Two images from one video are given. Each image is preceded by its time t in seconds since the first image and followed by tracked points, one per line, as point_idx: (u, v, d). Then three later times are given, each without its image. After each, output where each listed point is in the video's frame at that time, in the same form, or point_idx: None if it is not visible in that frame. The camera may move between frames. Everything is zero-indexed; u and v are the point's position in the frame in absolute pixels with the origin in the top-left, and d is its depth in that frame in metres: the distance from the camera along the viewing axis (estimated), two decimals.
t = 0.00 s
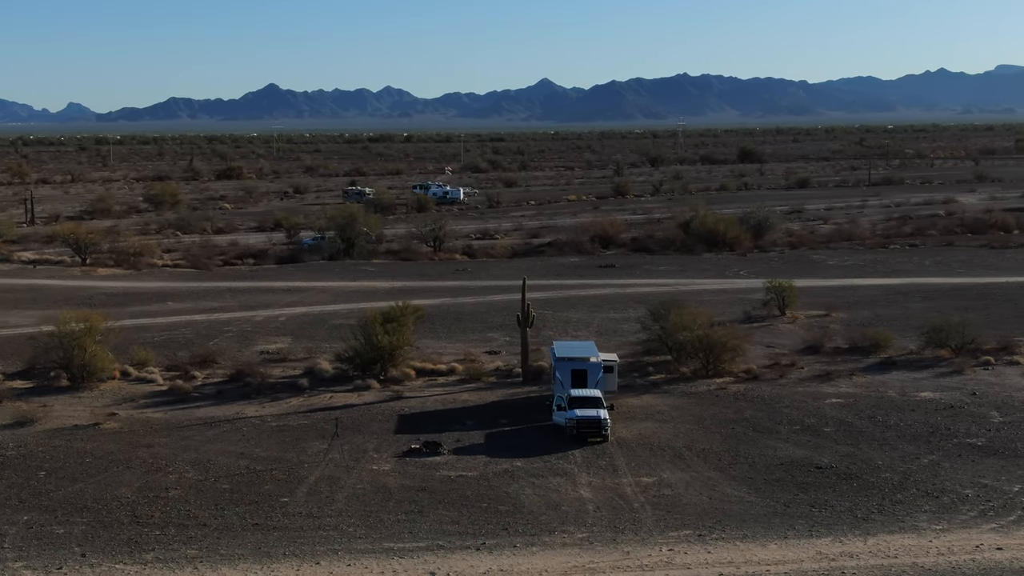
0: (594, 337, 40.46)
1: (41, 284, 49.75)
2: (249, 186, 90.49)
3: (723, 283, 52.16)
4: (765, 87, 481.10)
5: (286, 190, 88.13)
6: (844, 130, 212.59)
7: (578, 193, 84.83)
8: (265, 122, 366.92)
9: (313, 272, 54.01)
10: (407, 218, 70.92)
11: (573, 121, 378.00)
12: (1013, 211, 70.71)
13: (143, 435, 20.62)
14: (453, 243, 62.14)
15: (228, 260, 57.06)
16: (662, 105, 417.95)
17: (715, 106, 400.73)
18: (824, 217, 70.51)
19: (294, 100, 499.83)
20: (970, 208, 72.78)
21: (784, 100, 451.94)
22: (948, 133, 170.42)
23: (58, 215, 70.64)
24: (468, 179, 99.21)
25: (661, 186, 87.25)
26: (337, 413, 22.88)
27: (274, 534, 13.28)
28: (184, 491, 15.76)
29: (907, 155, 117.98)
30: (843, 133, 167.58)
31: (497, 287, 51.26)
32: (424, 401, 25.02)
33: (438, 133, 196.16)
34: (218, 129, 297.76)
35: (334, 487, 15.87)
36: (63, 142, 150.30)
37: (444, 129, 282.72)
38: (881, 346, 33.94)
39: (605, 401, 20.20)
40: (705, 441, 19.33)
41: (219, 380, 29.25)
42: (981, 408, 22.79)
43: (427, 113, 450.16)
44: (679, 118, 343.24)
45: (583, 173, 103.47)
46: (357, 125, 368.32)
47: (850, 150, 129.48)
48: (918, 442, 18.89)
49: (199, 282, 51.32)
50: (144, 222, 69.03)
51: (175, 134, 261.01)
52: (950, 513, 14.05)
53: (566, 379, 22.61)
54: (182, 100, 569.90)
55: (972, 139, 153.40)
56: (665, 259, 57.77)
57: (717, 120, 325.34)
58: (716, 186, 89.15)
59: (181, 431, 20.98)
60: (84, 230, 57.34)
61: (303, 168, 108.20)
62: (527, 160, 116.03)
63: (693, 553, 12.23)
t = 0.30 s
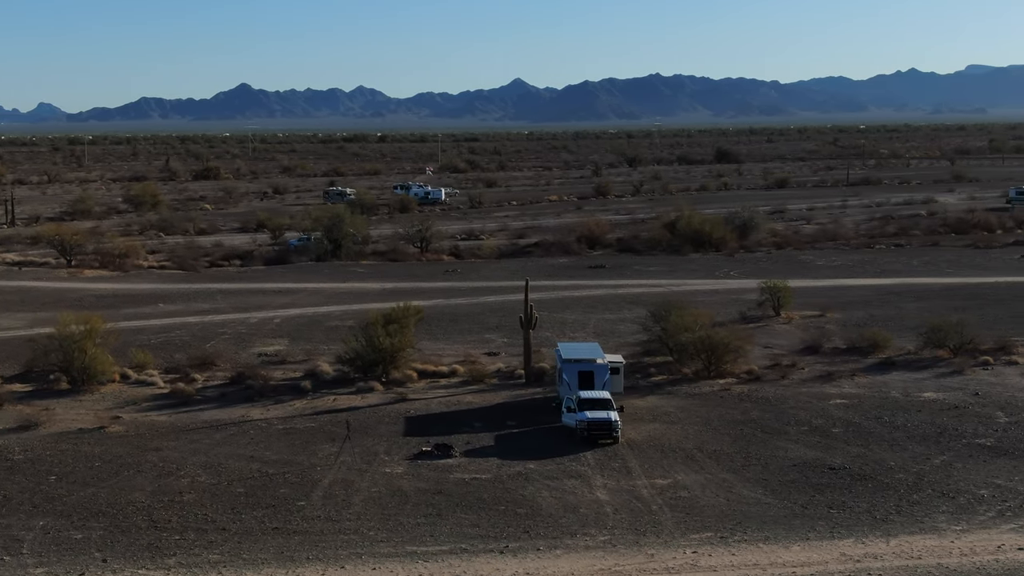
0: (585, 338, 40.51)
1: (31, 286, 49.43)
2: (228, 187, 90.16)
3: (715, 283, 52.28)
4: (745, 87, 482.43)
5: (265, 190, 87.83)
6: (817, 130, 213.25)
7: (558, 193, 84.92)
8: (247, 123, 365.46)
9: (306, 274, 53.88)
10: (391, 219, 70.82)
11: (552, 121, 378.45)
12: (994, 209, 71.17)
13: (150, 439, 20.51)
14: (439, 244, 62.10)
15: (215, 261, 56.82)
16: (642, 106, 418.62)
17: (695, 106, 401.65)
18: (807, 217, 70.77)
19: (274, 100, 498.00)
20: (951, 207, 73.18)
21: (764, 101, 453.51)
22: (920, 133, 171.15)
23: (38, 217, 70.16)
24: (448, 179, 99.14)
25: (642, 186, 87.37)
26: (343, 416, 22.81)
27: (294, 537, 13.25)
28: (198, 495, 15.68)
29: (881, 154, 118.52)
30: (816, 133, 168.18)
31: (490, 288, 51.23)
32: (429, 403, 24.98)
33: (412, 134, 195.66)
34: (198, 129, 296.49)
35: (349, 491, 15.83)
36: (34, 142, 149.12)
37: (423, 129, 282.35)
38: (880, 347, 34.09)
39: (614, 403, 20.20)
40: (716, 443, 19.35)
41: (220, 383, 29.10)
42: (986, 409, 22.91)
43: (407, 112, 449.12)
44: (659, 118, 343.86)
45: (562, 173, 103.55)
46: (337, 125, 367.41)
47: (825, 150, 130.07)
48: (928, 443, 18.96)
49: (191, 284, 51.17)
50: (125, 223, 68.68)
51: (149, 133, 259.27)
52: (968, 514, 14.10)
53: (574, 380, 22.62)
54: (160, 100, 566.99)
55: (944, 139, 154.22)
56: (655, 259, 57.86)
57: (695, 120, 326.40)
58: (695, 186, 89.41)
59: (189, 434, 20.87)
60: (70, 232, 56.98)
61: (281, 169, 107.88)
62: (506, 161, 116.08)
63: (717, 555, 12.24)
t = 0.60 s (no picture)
0: (578, 339, 40.54)
1: (21, 289, 49.06)
2: (207, 187, 89.76)
3: (707, 283, 52.36)
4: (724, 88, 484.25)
5: (244, 191, 87.52)
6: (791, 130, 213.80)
7: (538, 193, 84.92)
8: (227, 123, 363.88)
9: (297, 274, 53.75)
10: (376, 220, 70.73)
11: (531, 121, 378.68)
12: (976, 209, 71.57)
13: (157, 442, 20.38)
14: (426, 244, 62.04)
15: (200, 262, 56.61)
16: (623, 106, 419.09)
17: (676, 107, 402.34)
18: (789, 217, 70.99)
19: (254, 100, 495.79)
20: (931, 207, 73.52)
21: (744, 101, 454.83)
22: (892, 133, 171.73)
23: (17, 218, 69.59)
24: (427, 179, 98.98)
25: (622, 186, 87.44)
26: (348, 418, 22.75)
27: (315, 541, 13.20)
28: (213, 499, 15.61)
29: (857, 154, 118.94)
30: (789, 133, 168.54)
31: (482, 288, 51.21)
32: (432, 405, 24.94)
33: (385, 134, 194.99)
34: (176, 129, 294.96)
35: (364, 494, 15.79)
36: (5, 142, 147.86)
37: (401, 129, 281.76)
38: (878, 347, 34.24)
39: (623, 404, 20.19)
40: (726, 444, 19.37)
41: (221, 385, 28.97)
42: (991, 409, 23.04)
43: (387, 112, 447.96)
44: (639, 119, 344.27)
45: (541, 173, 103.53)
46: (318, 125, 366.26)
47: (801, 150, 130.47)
48: (937, 443, 19.03)
49: (184, 285, 50.97)
50: (106, 224, 68.26)
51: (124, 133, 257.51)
52: (986, 514, 14.15)
53: (580, 382, 22.61)
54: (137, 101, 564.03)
55: (917, 138, 154.87)
56: (644, 260, 57.92)
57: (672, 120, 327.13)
58: (675, 186, 89.59)
59: (196, 437, 20.78)
60: (56, 233, 56.60)
61: (258, 169, 107.46)
62: (485, 161, 116.05)
63: (742, 557, 12.26)
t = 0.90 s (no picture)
0: (571, 340, 40.54)
1: (10, 291, 48.68)
2: (185, 188, 89.35)
3: (699, 284, 52.47)
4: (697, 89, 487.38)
5: (222, 191, 87.15)
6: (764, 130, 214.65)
7: (518, 193, 84.94)
8: (206, 123, 362.38)
9: (288, 276, 53.60)
10: (361, 220, 70.58)
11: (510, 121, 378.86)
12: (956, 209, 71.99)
13: (165, 445, 20.27)
14: (412, 244, 61.96)
15: (186, 263, 56.36)
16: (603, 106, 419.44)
17: (653, 108, 402.06)
18: (771, 217, 71.21)
19: (232, 100, 493.87)
20: (912, 207, 73.90)
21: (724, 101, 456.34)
22: (863, 133, 172.52)
23: None
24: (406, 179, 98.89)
25: (602, 187, 87.54)
26: (354, 420, 22.70)
27: (335, 545, 13.16)
28: (229, 503, 15.55)
29: (832, 154, 119.49)
30: (761, 134, 169.03)
31: (474, 290, 51.17)
32: (437, 407, 24.92)
33: (358, 134, 194.57)
34: (154, 129, 293.65)
35: (379, 497, 15.76)
36: None
37: (379, 128, 281.22)
38: (876, 347, 34.38)
39: (632, 406, 20.22)
40: (736, 446, 19.41)
41: (222, 388, 28.84)
42: (995, 409, 23.16)
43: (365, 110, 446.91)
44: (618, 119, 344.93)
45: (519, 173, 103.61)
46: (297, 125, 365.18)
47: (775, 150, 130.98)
48: (945, 444, 19.12)
49: (175, 287, 50.76)
50: (87, 225, 67.82)
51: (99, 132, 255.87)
52: (1005, 514, 14.21)
53: (587, 384, 22.64)
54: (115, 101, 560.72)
55: (889, 138, 155.81)
56: (633, 260, 58.00)
57: (650, 120, 328.05)
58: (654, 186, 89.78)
59: (203, 440, 20.68)
60: (42, 235, 56.17)
61: (234, 169, 107.03)
62: (463, 161, 116.11)
63: (766, 559, 12.28)
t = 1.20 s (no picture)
0: (567, 341, 40.58)
1: None
2: (163, 188, 88.95)
3: (691, 284, 52.59)
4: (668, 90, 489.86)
5: (200, 192, 86.84)
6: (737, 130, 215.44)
7: (498, 194, 85.00)
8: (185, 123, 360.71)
9: (277, 277, 53.45)
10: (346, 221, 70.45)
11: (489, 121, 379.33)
12: (936, 209, 72.44)
13: (173, 448, 20.18)
14: (397, 245, 61.85)
15: (171, 265, 56.12)
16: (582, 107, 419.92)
17: (630, 108, 402.90)
18: (753, 218, 71.46)
19: (209, 100, 491.83)
20: (892, 207, 74.33)
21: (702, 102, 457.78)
22: (836, 133, 173.42)
23: None
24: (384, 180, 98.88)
25: (582, 187, 87.70)
26: (359, 423, 22.65)
27: (356, 549, 13.13)
28: (243, 507, 15.50)
29: (806, 154, 120.11)
30: (734, 133, 169.94)
31: (465, 291, 51.14)
32: (441, 409, 24.91)
33: (330, 134, 194.13)
34: (131, 129, 292.16)
35: (394, 500, 15.73)
36: None
37: (357, 128, 280.78)
38: (872, 347, 34.52)
39: (641, 408, 20.25)
40: (745, 447, 19.44)
41: (222, 390, 28.73)
42: (998, 408, 23.28)
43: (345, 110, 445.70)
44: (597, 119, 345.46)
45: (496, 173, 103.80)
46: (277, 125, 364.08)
47: (750, 150, 131.56)
48: (953, 444, 19.20)
49: (166, 289, 50.56)
50: (67, 226, 67.37)
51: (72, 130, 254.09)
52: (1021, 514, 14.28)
53: (593, 386, 22.65)
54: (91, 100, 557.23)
55: (861, 138, 156.94)
56: (621, 261, 58.09)
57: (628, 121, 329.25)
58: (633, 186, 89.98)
59: (211, 443, 20.60)
60: (27, 237, 55.79)
61: (210, 169, 106.64)
62: (440, 162, 116.20)
63: (789, 561, 12.33)
